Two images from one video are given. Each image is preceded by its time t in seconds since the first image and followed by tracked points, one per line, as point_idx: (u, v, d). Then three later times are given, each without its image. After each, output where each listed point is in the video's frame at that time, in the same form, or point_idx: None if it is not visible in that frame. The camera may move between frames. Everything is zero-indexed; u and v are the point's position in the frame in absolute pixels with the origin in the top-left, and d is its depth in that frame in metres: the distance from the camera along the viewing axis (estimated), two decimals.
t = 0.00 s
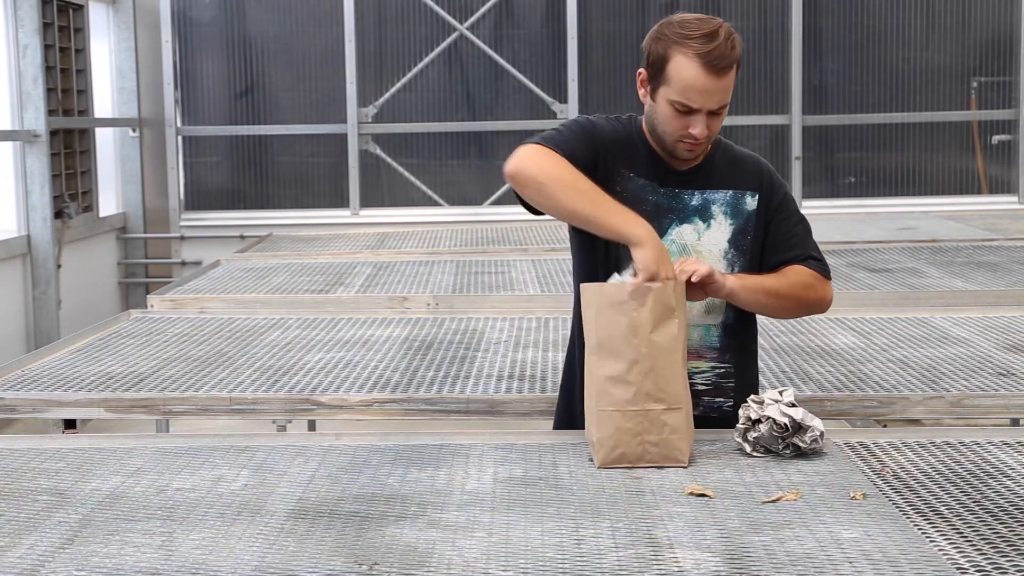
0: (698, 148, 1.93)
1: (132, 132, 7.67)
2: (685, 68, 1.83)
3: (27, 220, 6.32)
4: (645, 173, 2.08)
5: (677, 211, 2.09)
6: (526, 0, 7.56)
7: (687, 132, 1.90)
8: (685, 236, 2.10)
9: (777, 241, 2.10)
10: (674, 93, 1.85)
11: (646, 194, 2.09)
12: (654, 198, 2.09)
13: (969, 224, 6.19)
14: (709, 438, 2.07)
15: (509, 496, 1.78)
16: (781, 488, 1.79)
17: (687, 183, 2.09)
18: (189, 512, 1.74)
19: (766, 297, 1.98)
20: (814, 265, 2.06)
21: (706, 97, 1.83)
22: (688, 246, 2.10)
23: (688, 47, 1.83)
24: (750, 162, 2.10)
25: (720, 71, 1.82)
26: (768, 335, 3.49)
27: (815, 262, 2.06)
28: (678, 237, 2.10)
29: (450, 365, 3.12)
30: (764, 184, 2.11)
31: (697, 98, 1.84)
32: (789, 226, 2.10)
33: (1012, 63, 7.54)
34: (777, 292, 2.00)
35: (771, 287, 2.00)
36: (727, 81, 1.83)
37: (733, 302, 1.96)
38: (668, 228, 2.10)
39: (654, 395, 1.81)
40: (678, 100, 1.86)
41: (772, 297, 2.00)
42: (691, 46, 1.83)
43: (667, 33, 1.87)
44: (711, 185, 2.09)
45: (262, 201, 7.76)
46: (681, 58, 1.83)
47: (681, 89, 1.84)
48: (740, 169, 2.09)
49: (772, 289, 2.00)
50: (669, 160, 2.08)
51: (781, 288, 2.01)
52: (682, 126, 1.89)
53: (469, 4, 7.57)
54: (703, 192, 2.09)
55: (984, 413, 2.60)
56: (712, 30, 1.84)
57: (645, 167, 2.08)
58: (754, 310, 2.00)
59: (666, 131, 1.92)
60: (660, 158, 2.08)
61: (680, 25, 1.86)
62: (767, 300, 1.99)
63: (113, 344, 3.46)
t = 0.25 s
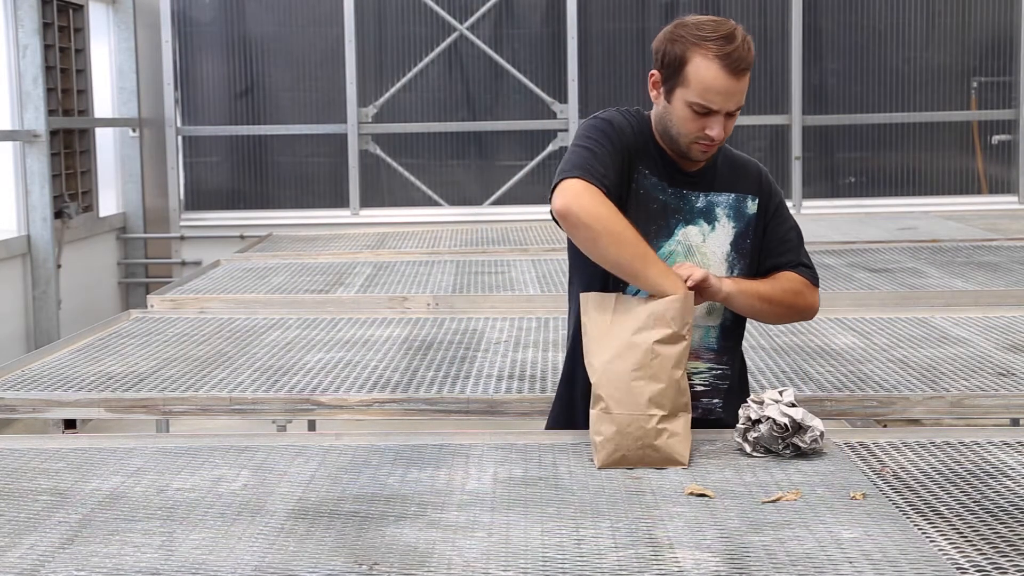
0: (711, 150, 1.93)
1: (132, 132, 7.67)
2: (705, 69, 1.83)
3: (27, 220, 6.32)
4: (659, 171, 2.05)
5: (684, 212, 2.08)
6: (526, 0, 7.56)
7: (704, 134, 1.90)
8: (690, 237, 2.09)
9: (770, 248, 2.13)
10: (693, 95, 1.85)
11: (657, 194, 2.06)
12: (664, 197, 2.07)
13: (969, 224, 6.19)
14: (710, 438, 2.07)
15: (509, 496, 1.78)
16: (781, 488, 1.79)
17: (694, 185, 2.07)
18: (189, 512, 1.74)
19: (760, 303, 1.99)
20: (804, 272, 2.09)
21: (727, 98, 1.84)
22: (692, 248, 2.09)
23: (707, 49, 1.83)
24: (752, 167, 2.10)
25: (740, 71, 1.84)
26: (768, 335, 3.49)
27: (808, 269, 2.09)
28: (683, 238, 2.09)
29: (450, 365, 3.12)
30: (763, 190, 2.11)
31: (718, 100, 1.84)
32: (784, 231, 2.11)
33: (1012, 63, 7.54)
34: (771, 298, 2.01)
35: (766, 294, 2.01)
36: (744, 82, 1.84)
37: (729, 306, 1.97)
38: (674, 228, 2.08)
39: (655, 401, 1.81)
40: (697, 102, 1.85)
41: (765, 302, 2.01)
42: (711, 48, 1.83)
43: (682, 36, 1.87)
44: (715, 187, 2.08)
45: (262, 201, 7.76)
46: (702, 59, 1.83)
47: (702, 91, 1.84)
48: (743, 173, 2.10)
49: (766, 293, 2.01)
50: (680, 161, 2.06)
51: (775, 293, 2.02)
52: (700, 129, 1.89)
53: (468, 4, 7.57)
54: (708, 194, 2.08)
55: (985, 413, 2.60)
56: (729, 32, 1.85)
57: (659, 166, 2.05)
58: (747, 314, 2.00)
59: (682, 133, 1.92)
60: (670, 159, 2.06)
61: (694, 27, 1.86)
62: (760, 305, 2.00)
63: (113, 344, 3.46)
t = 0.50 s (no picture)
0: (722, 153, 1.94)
1: (132, 132, 7.67)
2: (726, 69, 1.84)
3: (27, 220, 6.31)
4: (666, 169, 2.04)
5: (688, 212, 2.07)
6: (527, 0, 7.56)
7: (718, 136, 1.90)
8: (692, 237, 2.09)
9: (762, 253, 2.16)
10: (713, 95, 1.85)
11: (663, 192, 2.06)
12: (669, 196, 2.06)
13: (969, 224, 6.19)
14: (710, 438, 2.07)
15: (509, 497, 1.78)
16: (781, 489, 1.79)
17: (698, 185, 2.07)
18: (189, 512, 1.74)
19: (750, 303, 2.00)
20: (794, 278, 2.12)
21: (747, 101, 1.85)
22: (692, 248, 2.09)
23: (731, 50, 1.84)
24: (753, 172, 2.11)
25: (761, 75, 1.85)
26: (768, 335, 3.49)
27: (798, 275, 2.13)
28: (685, 238, 2.09)
29: (450, 365, 3.12)
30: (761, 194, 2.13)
31: (738, 102, 1.85)
32: (778, 238, 2.15)
33: (1012, 64, 7.55)
34: (761, 301, 2.02)
35: (756, 296, 2.01)
36: (762, 84, 1.86)
37: (721, 300, 1.97)
38: (676, 228, 2.08)
39: (647, 401, 1.81)
40: (716, 103, 1.86)
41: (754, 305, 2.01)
42: (733, 50, 1.84)
43: (701, 36, 1.87)
44: (718, 189, 2.09)
45: (262, 200, 7.76)
46: (725, 61, 1.84)
47: (724, 92, 1.84)
48: (743, 177, 2.11)
49: (758, 296, 2.02)
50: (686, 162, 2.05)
51: (764, 297, 2.03)
52: (716, 130, 1.89)
53: (468, 4, 7.57)
54: (710, 195, 2.08)
55: (985, 413, 2.60)
56: (750, 36, 1.86)
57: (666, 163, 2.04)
58: (738, 311, 2.01)
59: (696, 134, 1.92)
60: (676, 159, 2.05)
61: (714, 28, 1.87)
62: (749, 306, 2.01)
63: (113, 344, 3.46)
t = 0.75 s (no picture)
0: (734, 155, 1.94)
1: (132, 132, 7.67)
2: (747, 71, 1.84)
3: (27, 220, 6.32)
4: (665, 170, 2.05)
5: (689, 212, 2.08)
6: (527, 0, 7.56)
7: (733, 137, 1.90)
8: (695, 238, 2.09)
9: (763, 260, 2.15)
10: (731, 97, 1.85)
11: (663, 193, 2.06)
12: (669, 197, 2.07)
13: (969, 224, 6.19)
14: (709, 438, 2.07)
15: (509, 496, 1.78)
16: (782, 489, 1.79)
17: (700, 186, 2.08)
18: (189, 512, 1.74)
19: (751, 313, 2.00)
20: (792, 288, 2.11)
21: (764, 104, 1.85)
22: (696, 249, 2.10)
23: (751, 53, 1.85)
24: (755, 177, 2.11)
25: (779, 79, 1.86)
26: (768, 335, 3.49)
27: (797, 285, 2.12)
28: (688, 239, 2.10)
29: (450, 365, 3.12)
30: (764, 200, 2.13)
31: (756, 105, 1.85)
32: (778, 246, 2.13)
33: (1012, 64, 7.55)
34: (761, 310, 2.02)
35: (757, 305, 2.01)
36: (779, 88, 1.87)
37: (723, 308, 1.97)
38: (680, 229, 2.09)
39: (649, 399, 1.81)
40: (734, 105, 1.86)
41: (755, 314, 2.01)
42: (753, 52, 1.85)
43: (721, 37, 1.87)
44: (720, 193, 2.09)
45: (262, 200, 7.77)
46: (745, 63, 1.84)
47: (743, 93, 1.84)
48: (748, 181, 2.11)
49: (758, 305, 2.02)
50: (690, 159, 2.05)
51: (766, 306, 2.03)
52: (731, 131, 1.89)
53: (469, 4, 7.57)
54: (713, 199, 2.08)
55: (985, 413, 2.60)
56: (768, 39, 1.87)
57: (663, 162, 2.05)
58: (737, 319, 2.01)
59: (710, 135, 1.92)
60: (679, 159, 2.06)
61: (734, 30, 1.87)
62: (750, 316, 2.00)
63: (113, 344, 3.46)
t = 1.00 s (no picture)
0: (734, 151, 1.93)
1: (132, 132, 7.67)
2: (746, 63, 1.85)
3: (27, 220, 6.31)
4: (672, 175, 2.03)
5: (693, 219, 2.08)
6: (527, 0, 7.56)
7: (733, 132, 1.90)
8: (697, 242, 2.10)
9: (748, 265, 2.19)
10: (732, 90, 1.85)
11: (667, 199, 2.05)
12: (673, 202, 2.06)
13: (969, 224, 6.19)
14: (709, 438, 2.06)
15: (509, 497, 1.78)
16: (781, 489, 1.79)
17: (704, 193, 2.08)
18: (189, 512, 1.74)
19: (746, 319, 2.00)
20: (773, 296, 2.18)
21: (765, 96, 1.86)
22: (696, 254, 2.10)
23: (748, 46, 1.85)
24: (748, 182, 2.13)
25: (776, 71, 1.87)
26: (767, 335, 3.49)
27: (778, 291, 2.19)
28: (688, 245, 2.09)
29: (450, 365, 3.12)
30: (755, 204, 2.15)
31: (756, 97, 1.85)
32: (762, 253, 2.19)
33: (1012, 64, 7.54)
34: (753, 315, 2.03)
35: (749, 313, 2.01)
36: (777, 81, 1.88)
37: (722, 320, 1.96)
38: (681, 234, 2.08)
39: (647, 398, 1.81)
40: (734, 98, 1.86)
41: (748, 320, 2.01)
42: (750, 46, 1.86)
43: (716, 33, 1.88)
44: (720, 198, 2.10)
45: (262, 201, 7.77)
46: (742, 56, 1.85)
47: (744, 85, 1.84)
48: (743, 187, 2.13)
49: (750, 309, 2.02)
50: (694, 165, 2.05)
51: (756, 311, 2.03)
52: (732, 125, 1.88)
53: (468, 4, 7.57)
54: (714, 203, 2.09)
55: (985, 413, 2.60)
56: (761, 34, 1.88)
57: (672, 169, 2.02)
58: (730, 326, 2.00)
59: (711, 131, 1.90)
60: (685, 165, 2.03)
61: (727, 26, 1.88)
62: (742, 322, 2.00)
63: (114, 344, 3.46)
